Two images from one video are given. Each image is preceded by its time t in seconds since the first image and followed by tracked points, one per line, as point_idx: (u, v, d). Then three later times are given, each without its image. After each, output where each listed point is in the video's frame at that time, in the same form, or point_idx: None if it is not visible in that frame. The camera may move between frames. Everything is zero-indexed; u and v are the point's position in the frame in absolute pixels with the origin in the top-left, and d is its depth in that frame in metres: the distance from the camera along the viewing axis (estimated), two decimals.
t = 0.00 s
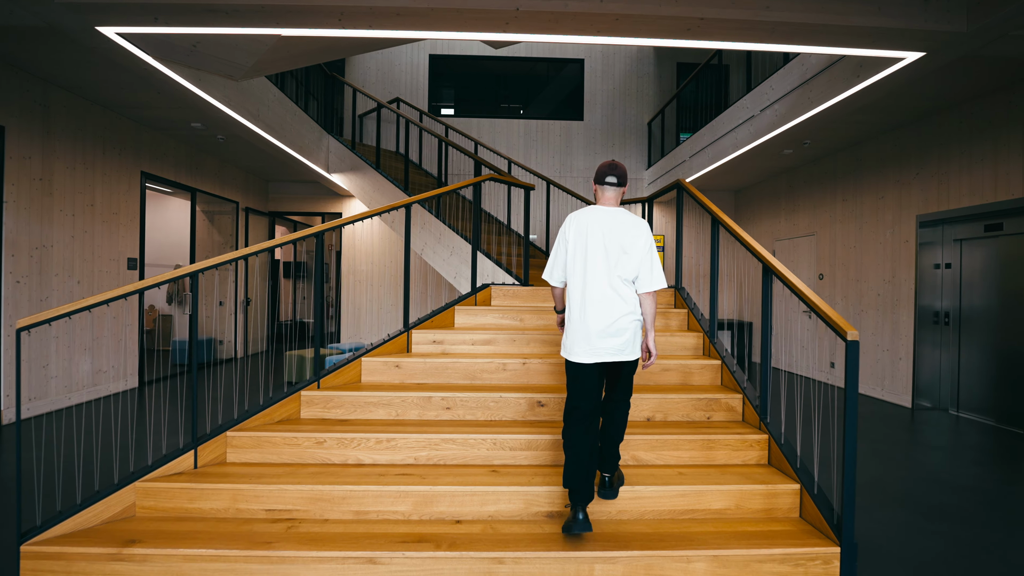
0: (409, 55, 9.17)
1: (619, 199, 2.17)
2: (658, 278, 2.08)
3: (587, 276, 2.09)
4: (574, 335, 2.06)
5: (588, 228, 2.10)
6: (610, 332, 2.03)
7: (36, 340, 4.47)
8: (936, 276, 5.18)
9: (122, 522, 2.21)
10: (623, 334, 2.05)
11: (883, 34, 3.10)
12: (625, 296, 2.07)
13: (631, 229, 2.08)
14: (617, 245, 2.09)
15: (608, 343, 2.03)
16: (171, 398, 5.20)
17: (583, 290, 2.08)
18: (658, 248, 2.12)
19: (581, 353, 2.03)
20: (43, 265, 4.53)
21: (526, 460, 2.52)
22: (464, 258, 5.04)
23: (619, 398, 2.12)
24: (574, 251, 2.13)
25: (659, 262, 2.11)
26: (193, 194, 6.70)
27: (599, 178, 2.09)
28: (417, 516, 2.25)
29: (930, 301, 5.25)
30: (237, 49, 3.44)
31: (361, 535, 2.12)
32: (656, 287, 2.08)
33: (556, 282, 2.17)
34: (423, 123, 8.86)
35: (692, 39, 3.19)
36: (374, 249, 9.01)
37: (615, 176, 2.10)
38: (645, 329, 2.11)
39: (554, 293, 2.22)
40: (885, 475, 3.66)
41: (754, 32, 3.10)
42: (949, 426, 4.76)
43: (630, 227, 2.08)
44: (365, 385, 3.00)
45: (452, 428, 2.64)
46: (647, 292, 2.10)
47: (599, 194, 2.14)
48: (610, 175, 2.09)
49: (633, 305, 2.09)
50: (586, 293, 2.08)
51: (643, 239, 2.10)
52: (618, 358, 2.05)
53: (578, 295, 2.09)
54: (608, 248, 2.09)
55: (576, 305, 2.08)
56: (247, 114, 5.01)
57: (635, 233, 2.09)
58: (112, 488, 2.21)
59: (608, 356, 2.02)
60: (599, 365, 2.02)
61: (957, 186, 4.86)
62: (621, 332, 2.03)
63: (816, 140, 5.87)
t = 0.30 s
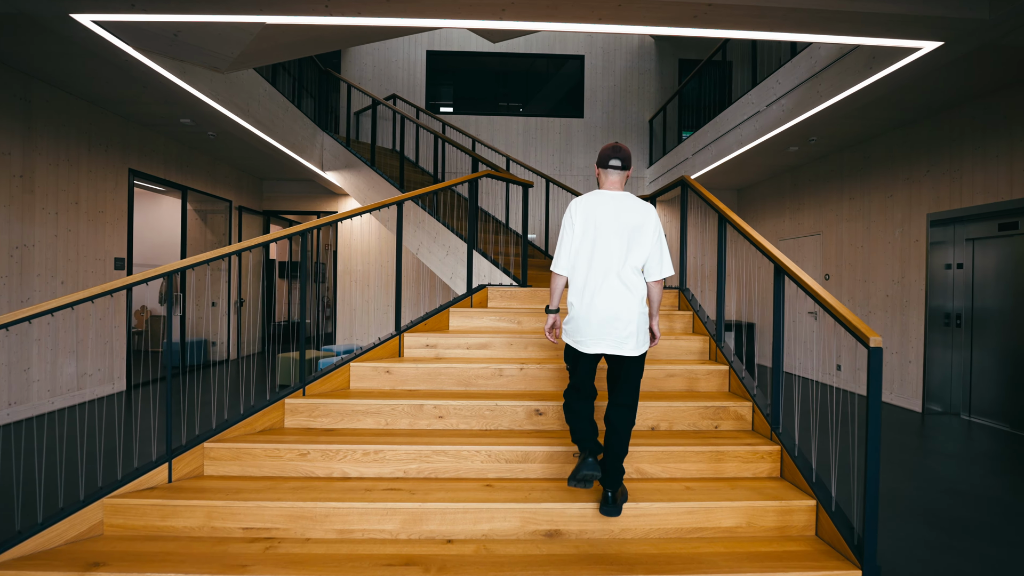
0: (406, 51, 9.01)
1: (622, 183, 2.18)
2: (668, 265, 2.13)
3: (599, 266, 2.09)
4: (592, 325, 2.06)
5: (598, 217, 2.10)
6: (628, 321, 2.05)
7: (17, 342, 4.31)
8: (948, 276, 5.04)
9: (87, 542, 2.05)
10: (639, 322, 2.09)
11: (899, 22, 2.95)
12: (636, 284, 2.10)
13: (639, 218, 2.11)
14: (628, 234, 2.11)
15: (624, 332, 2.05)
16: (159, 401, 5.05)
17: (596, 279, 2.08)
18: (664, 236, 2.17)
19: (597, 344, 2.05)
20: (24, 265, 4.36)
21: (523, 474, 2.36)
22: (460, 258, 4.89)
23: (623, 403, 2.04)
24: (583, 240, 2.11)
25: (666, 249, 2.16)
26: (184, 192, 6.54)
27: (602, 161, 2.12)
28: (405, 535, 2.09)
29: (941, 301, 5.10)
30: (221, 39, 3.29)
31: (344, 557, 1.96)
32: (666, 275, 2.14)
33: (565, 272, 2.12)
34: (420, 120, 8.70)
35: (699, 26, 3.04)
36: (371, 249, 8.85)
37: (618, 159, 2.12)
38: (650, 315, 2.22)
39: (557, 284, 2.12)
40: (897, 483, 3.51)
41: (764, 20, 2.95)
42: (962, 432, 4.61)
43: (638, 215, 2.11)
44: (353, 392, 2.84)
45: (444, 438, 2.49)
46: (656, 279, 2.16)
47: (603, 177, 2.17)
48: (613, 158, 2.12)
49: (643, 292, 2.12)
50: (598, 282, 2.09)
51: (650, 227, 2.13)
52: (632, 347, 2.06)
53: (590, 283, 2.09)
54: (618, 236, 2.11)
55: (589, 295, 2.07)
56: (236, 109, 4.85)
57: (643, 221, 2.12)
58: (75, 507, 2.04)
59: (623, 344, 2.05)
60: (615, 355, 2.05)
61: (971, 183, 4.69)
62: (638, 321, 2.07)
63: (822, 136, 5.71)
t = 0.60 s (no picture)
0: (403, 47, 8.85)
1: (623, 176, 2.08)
2: (673, 260, 2.05)
3: (603, 259, 1.97)
4: (600, 322, 1.92)
5: (601, 208, 2.00)
6: (637, 317, 1.93)
7: None
8: (959, 278, 4.92)
9: (47, 566, 1.88)
10: (646, 318, 1.97)
11: (917, 10, 2.80)
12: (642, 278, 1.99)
13: (643, 210, 2.02)
14: (632, 225, 2.00)
15: (631, 328, 1.91)
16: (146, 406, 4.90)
17: (600, 272, 1.96)
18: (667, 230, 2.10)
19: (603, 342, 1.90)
20: (3, 266, 4.20)
21: (518, 489, 2.21)
22: (456, 258, 4.73)
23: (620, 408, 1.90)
24: (586, 232, 1.99)
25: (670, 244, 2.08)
26: (173, 190, 6.38)
27: (601, 154, 2.02)
28: (391, 558, 1.93)
29: (952, 302, 4.95)
30: (203, 28, 3.12)
31: None
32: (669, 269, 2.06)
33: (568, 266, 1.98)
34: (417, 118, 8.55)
35: (705, 14, 2.89)
36: (366, 249, 8.70)
37: (618, 150, 2.02)
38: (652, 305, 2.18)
39: (555, 277, 1.96)
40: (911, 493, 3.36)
41: (774, 7, 2.80)
42: (974, 438, 4.45)
43: (642, 207, 2.02)
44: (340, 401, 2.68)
45: (435, 451, 2.33)
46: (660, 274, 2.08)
47: (603, 171, 2.07)
48: (611, 151, 2.02)
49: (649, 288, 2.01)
50: (603, 276, 1.96)
51: (655, 219, 2.04)
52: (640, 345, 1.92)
53: (594, 277, 1.96)
54: (623, 228, 1.99)
55: (594, 289, 1.95)
56: (224, 104, 4.70)
57: (648, 213, 2.03)
58: (35, 528, 1.87)
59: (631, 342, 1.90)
60: (622, 353, 1.90)
61: (984, 181, 4.54)
62: (646, 317, 1.95)
63: (829, 133, 5.56)
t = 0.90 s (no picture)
0: (400, 43, 8.70)
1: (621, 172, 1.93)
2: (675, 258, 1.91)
3: (603, 256, 1.83)
4: (599, 323, 1.79)
5: (599, 201, 1.85)
6: (638, 317, 1.79)
7: None
8: (971, 278, 4.77)
9: None
10: (648, 318, 1.84)
11: None
12: (645, 276, 1.85)
13: (645, 204, 1.87)
14: (634, 221, 1.85)
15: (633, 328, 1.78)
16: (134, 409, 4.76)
17: (600, 270, 1.82)
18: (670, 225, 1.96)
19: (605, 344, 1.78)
20: None
21: (514, 506, 2.06)
22: (451, 257, 4.58)
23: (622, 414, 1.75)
24: (584, 228, 1.84)
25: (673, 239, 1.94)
26: (163, 188, 6.23)
27: (598, 149, 1.86)
28: None
29: (964, 303, 4.80)
30: (184, 16, 2.97)
31: None
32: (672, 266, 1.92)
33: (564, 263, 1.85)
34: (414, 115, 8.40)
35: None
36: (362, 248, 8.54)
37: (617, 146, 1.87)
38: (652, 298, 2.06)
39: (551, 275, 1.84)
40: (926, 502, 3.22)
41: None
42: (988, 443, 4.31)
43: (643, 200, 1.87)
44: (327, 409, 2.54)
45: (425, 464, 2.18)
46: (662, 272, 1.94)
47: (600, 167, 1.91)
48: (609, 146, 1.86)
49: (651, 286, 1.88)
50: (602, 274, 1.83)
51: (657, 213, 1.90)
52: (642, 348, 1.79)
53: (594, 276, 1.83)
54: (623, 223, 1.84)
55: (593, 289, 1.81)
56: (213, 99, 4.55)
57: (649, 207, 1.88)
58: None
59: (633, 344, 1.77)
60: (623, 356, 1.77)
61: (998, 177, 4.39)
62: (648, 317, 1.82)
63: (836, 130, 5.42)
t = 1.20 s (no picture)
0: (396, 38, 8.54)
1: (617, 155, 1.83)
2: (673, 241, 1.79)
3: (596, 243, 1.73)
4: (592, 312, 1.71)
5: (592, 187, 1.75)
6: (633, 305, 1.70)
7: None
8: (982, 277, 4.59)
9: None
10: (645, 305, 1.74)
11: None
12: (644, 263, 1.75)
13: (642, 187, 1.76)
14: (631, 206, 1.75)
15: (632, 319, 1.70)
16: (119, 413, 4.61)
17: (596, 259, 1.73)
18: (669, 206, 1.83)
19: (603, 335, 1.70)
20: None
21: (509, 524, 1.91)
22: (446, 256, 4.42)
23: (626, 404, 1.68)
24: (578, 216, 1.75)
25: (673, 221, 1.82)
26: (150, 185, 6.07)
27: (592, 129, 1.78)
28: None
29: (974, 304, 4.65)
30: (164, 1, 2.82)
31: None
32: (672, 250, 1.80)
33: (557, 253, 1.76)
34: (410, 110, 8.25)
35: None
36: (357, 248, 8.38)
37: (611, 125, 1.78)
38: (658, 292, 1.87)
39: (548, 268, 1.76)
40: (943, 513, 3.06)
41: None
42: (1001, 447, 4.16)
43: (641, 183, 1.76)
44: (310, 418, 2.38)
45: (414, 478, 2.02)
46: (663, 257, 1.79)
47: (595, 149, 1.82)
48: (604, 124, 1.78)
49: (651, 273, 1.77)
50: (595, 262, 1.74)
51: (656, 196, 1.78)
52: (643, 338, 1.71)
53: (586, 265, 1.75)
54: (620, 209, 1.75)
55: (590, 279, 1.72)
56: (197, 91, 4.39)
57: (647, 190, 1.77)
58: None
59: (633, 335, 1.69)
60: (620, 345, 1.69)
61: (1010, 173, 4.25)
62: (643, 305, 1.72)
63: (842, 126, 5.28)
